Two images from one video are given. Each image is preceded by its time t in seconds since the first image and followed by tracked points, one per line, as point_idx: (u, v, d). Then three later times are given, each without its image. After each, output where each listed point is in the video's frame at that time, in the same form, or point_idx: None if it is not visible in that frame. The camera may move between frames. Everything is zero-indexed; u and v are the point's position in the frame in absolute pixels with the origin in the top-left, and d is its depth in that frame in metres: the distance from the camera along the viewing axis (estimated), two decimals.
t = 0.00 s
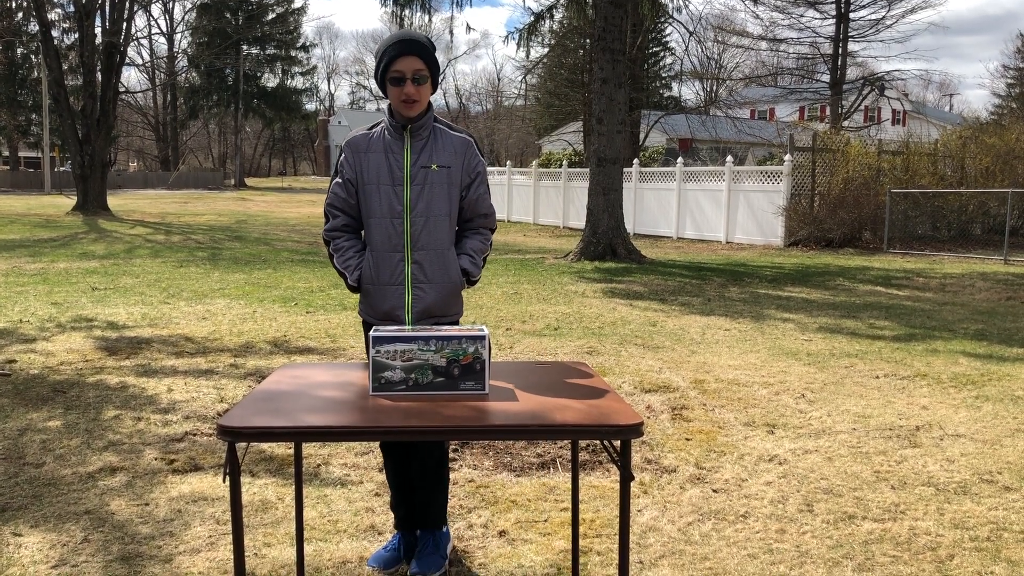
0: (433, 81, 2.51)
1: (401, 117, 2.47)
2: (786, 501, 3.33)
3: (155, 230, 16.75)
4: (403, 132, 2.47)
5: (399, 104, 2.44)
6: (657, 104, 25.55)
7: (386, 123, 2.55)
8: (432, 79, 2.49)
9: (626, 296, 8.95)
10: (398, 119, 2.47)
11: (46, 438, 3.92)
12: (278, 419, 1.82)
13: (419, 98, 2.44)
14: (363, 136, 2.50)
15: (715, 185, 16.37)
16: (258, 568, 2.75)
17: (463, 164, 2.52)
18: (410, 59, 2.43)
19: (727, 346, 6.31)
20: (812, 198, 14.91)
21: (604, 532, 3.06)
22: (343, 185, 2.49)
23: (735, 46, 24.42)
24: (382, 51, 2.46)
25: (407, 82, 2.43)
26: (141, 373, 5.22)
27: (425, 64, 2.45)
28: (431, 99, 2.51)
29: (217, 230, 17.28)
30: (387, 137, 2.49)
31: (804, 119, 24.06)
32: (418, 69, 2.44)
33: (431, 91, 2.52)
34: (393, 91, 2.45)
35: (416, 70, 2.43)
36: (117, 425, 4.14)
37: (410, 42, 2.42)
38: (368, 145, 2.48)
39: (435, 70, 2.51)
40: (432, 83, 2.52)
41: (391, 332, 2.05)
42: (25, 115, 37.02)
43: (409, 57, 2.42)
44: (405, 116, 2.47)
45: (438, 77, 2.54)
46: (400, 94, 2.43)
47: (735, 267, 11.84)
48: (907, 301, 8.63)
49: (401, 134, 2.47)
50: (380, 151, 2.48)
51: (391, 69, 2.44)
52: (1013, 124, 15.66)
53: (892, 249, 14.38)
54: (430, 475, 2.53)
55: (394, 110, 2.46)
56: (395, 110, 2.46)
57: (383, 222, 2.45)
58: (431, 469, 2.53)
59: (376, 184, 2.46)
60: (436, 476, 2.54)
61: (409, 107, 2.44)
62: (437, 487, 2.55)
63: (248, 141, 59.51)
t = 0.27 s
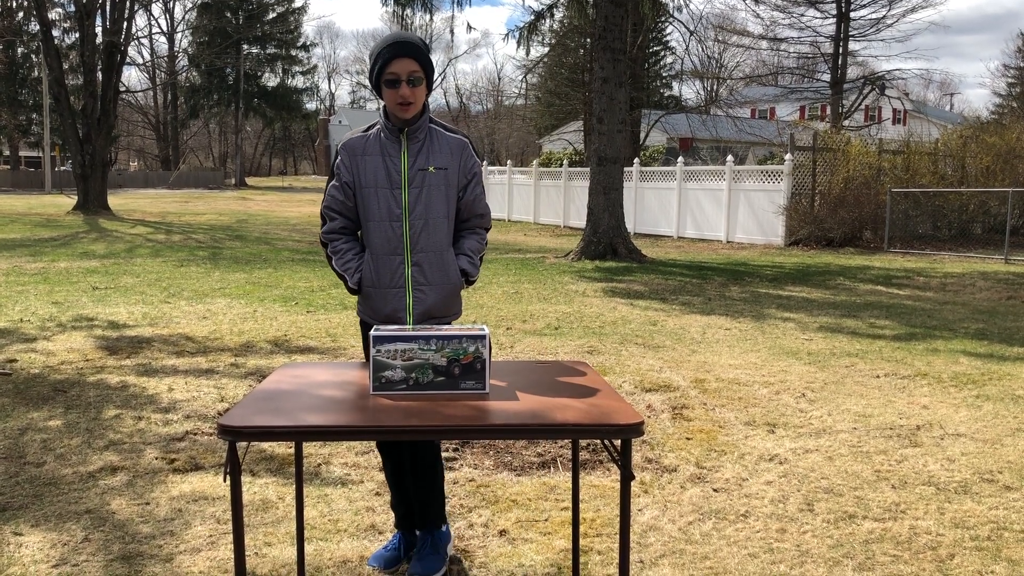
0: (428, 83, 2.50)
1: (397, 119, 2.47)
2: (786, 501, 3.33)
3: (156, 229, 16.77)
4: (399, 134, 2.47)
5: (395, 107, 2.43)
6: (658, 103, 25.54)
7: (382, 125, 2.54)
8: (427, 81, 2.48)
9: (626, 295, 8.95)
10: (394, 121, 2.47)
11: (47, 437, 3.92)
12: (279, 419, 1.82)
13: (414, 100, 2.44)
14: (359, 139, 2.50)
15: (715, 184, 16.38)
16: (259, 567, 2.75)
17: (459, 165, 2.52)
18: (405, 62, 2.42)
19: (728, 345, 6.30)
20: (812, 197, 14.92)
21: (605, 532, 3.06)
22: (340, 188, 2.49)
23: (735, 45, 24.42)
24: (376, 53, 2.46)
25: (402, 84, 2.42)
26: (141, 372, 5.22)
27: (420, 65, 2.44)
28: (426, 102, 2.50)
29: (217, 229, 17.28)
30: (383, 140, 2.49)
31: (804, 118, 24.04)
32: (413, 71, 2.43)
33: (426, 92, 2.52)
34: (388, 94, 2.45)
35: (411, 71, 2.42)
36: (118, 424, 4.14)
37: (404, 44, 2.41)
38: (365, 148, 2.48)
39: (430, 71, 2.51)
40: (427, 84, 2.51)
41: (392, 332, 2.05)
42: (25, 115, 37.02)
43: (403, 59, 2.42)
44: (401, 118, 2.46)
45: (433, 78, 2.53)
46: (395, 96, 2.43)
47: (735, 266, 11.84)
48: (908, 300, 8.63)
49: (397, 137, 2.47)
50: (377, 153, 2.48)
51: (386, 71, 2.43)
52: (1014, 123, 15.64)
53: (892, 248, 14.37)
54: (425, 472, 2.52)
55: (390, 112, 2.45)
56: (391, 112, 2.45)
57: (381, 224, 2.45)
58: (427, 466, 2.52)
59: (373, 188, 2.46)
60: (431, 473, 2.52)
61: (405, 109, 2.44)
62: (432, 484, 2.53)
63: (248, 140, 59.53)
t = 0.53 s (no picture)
0: (425, 81, 2.50)
1: (394, 117, 2.47)
2: (787, 500, 3.33)
3: (156, 229, 16.78)
4: (396, 133, 2.47)
5: (392, 104, 2.43)
6: (658, 103, 25.54)
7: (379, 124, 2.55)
8: (423, 78, 2.48)
9: (626, 295, 8.95)
10: (391, 120, 2.47)
11: (47, 437, 3.92)
12: (278, 418, 1.82)
13: (411, 97, 2.44)
14: (357, 137, 2.51)
15: (715, 183, 16.38)
16: (259, 567, 2.75)
17: (456, 163, 2.51)
18: (401, 59, 2.43)
19: (728, 345, 6.30)
20: (813, 196, 14.91)
21: (605, 532, 3.06)
22: (337, 186, 2.50)
23: (735, 45, 24.40)
24: (373, 51, 2.46)
25: (398, 82, 2.42)
26: (142, 372, 5.22)
27: (416, 63, 2.44)
28: (424, 100, 2.50)
29: (217, 229, 17.28)
30: (380, 138, 2.49)
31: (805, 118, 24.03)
32: (409, 69, 2.44)
33: (424, 91, 2.52)
34: (385, 91, 2.45)
35: (408, 69, 2.43)
36: (119, 424, 4.14)
37: (402, 42, 2.42)
38: (362, 147, 2.49)
39: (427, 69, 2.51)
40: (424, 83, 2.51)
41: (393, 332, 2.05)
42: (25, 114, 36.99)
43: (400, 57, 2.42)
44: (397, 116, 2.46)
45: (430, 77, 2.54)
46: (392, 93, 2.43)
47: (736, 266, 11.83)
48: (908, 300, 8.63)
49: (394, 135, 2.47)
50: (374, 152, 2.48)
51: (383, 69, 2.44)
52: (1015, 122, 15.62)
53: (893, 248, 14.37)
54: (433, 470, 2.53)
55: (387, 110, 2.45)
56: (388, 110, 2.46)
57: (376, 222, 2.45)
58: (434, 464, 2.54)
59: (370, 185, 2.46)
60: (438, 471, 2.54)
61: (401, 107, 2.44)
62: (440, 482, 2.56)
63: (249, 140, 59.54)
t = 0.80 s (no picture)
0: (425, 80, 2.50)
1: (395, 117, 2.46)
2: (786, 500, 3.33)
3: (156, 229, 16.77)
4: (398, 133, 2.47)
5: (392, 104, 2.43)
6: (658, 103, 25.53)
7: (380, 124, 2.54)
8: (423, 77, 2.47)
9: (626, 294, 8.94)
10: (393, 120, 2.47)
11: (48, 436, 3.93)
12: (278, 418, 1.83)
13: (411, 96, 2.43)
14: (358, 137, 2.50)
15: (715, 183, 16.39)
16: (258, 567, 2.75)
17: (459, 163, 2.52)
18: (401, 58, 2.41)
19: (728, 345, 6.31)
20: (813, 196, 14.92)
21: (605, 532, 3.06)
22: (339, 187, 2.49)
23: (735, 45, 24.40)
24: (372, 50, 2.45)
25: (398, 81, 2.42)
26: (141, 371, 5.22)
27: (416, 62, 2.43)
28: (424, 99, 2.50)
29: (217, 229, 17.27)
30: (381, 138, 2.49)
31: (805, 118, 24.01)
32: (409, 67, 2.43)
33: (424, 89, 2.51)
34: (385, 90, 2.44)
35: (408, 68, 2.42)
36: (119, 423, 4.15)
37: (402, 41, 2.41)
38: (364, 146, 2.48)
39: (427, 68, 2.50)
40: (425, 81, 2.50)
41: (392, 331, 2.05)
42: (25, 114, 36.98)
43: (399, 56, 2.41)
44: (398, 115, 2.46)
45: (430, 75, 2.53)
46: (392, 93, 2.42)
47: (736, 266, 11.84)
48: (908, 299, 8.63)
49: (396, 135, 2.47)
50: (375, 152, 2.47)
51: (383, 68, 2.43)
52: (1014, 122, 15.61)
53: (892, 248, 14.37)
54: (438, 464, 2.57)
55: (387, 109, 2.45)
56: (389, 109, 2.45)
57: (379, 222, 2.45)
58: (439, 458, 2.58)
59: (372, 186, 2.46)
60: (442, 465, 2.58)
61: (401, 106, 2.43)
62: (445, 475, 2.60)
63: (248, 140, 59.55)
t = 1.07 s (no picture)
0: (432, 80, 2.51)
1: (404, 117, 2.47)
2: (786, 500, 3.32)
3: (156, 229, 16.76)
4: (407, 133, 2.47)
5: (401, 104, 2.43)
6: (658, 103, 25.53)
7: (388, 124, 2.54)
8: (430, 76, 2.49)
9: (626, 294, 8.94)
10: (401, 120, 2.47)
11: (47, 436, 3.93)
12: (278, 418, 1.82)
13: (419, 95, 2.44)
14: (366, 138, 2.49)
15: (715, 183, 16.40)
16: (258, 567, 2.75)
17: (468, 162, 2.53)
18: (408, 57, 2.42)
19: (728, 345, 6.30)
20: (813, 196, 14.93)
21: (604, 531, 3.06)
22: (348, 188, 2.47)
23: (735, 45, 24.39)
24: (379, 50, 2.46)
25: (406, 80, 2.42)
26: (141, 371, 5.22)
27: (423, 61, 2.45)
28: (432, 98, 2.51)
29: (217, 228, 17.26)
30: (390, 138, 2.49)
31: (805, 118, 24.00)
32: (416, 66, 2.44)
33: (430, 89, 2.52)
34: (393, 90, 2.45)
35: (415, 67, 2.43)
36: (119, 423, 4.15)
37: (409, 39, 2.42)
38: (373, 147, 2.47)
39: (433, 67, 2.51)
40: (431, 80, 2.52)
41: (392, 331, 2.05)
42: (25, 114, 36.97)
43: (407, 55, 2.42)
44: (408, 115, 2.46)
45: (437, 74, 2.54)
46: (400, 92, 2.43)
47: (736, 266, 11.83)
48: (908, 299, 8.63)
49: (405, 135, 2.47)
50: (384, 152, 2.47)
51: (390, 67, 2.43)
52: (1014, 122, 15.61)
53: (893, 247, 14.37)
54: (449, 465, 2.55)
55: (396, 109, 2.45)
56: (397, 109, 2.45)
57: (392, 223, 2.44)
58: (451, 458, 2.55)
59: (383, 186, 2.45)
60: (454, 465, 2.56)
61: (410, 105, 2.44)
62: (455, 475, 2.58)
63: (248, 140, 59.56)
